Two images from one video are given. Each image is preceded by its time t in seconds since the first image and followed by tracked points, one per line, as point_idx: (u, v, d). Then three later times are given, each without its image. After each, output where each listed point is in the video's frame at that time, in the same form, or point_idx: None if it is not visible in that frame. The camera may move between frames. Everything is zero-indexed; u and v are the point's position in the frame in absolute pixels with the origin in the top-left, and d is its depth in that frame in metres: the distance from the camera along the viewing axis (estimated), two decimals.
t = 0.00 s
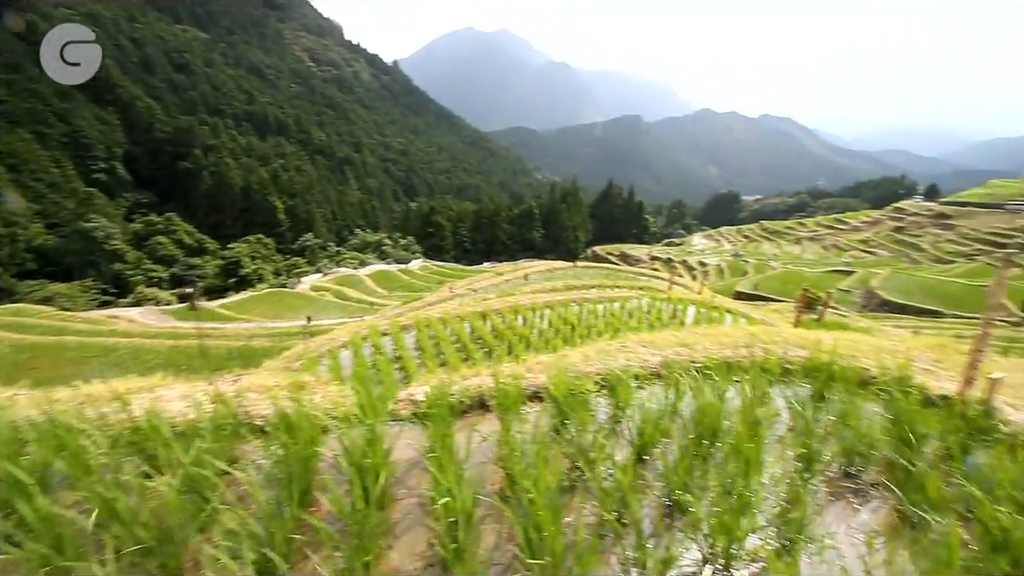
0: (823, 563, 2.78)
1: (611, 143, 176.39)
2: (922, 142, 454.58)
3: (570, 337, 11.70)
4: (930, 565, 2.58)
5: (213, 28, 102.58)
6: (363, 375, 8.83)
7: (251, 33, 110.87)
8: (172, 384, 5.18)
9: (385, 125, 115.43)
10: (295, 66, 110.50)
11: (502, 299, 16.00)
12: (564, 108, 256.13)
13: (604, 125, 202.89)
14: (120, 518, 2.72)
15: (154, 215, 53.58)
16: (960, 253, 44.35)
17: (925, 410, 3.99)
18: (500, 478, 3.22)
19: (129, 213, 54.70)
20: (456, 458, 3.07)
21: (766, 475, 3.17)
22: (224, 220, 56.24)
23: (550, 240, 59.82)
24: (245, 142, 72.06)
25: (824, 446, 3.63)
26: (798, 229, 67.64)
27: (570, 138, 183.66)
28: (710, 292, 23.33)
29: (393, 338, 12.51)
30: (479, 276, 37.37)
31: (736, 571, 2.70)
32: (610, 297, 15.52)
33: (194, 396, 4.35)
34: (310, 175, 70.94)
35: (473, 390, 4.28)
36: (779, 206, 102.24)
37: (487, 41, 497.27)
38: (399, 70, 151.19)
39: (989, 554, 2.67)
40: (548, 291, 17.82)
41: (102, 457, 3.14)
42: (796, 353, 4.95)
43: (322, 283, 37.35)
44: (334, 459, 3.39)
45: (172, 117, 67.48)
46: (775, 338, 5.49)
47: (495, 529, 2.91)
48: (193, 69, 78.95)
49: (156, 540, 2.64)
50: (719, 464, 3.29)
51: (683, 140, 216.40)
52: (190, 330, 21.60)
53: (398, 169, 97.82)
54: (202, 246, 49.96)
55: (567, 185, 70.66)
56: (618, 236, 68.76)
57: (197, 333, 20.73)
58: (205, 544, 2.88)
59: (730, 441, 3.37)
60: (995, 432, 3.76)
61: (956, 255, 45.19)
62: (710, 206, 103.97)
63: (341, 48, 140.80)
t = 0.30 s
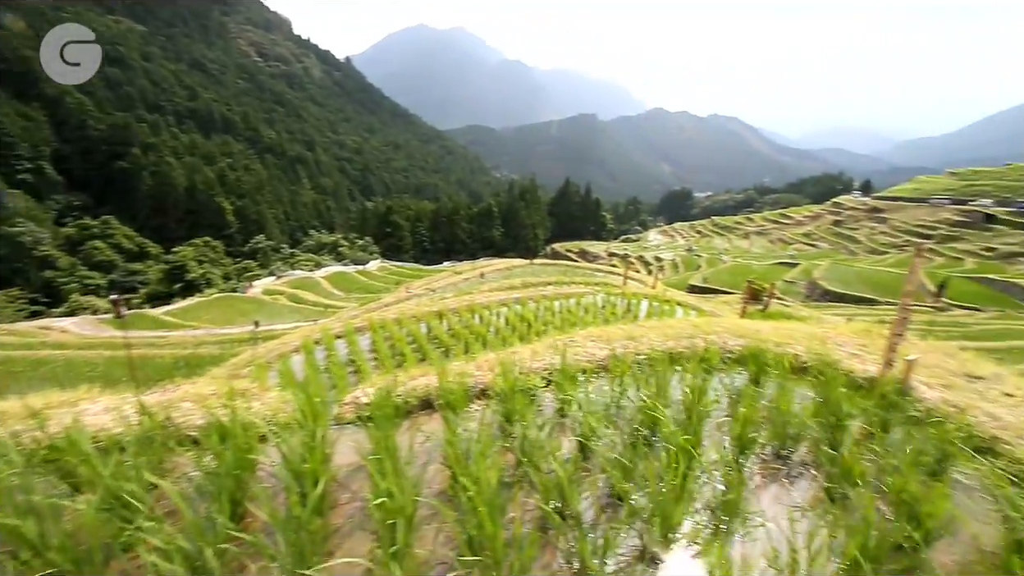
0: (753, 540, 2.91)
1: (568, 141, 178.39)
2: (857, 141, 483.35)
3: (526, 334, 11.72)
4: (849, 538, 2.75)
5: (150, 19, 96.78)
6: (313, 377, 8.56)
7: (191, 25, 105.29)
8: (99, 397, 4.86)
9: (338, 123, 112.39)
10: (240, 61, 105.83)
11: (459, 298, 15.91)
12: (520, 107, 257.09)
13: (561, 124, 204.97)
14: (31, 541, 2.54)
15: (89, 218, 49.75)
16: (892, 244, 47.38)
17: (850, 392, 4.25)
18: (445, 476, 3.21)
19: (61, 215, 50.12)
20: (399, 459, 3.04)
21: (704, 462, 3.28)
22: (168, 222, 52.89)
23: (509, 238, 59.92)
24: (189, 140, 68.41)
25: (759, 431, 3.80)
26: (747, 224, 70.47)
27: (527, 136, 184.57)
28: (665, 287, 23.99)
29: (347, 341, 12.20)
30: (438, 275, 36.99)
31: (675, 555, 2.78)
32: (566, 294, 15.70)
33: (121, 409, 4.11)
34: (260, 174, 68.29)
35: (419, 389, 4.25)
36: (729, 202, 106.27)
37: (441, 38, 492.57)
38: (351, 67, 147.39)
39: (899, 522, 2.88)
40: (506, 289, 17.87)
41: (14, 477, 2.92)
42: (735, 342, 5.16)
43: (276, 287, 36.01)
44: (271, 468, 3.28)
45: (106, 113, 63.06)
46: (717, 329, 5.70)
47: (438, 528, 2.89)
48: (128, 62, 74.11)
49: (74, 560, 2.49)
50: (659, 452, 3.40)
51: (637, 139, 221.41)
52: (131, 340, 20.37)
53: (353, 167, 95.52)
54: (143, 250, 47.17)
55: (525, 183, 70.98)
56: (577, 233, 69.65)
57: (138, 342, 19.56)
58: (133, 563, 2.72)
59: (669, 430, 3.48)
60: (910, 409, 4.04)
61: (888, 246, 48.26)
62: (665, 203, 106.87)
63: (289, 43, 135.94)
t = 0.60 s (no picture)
0: (692, 527, 3.01)
1: (528, 140, 179.22)
2: (801, 140, 507.70)
3: (485, 332, 11.68)
4: (778, 520, 2.89)
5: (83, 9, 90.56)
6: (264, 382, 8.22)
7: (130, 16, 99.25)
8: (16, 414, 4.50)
9: (292, 121, 108.82)
10: (184, 55, 100.63)
11: (417, 299, 15.75)
12: (480, 106, 256.42)
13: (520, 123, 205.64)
14: None
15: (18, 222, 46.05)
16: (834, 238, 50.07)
17: (786, 380, 4.45)
18: (390, 479, 3.16)
19: None
20: (342, 464, 2.97)
21: (646, 453, 3.36)
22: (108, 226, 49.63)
23: (471, 237, 59.65)
24: (129, 137, 64.53)
25: (700, 420, 3.93)
26: (702, 221, 72.83)
27: (488, 135, 184.32)
28: (624, 283, 24.54)
29: (301, 345, 11.84)
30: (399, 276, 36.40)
31: (618, 546, 2.83)
32: (525, 292, 15.73)
33: (42, 427, 3.83)
34: (209, 174, 65.30)
35: (366, 393, 4.17)
36: (684, 200, 109.56)
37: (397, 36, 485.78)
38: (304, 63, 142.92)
39: (825, 504, 3.03)
40: (466, 288, 17.75)
41: None
42: (681, 335, 5.32)
43: (228, 291, 34.54)
44: (207, 481, 3.13)
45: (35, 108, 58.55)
46: (665, 322, 5.84)
47: (380, 533, 2.84)
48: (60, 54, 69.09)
49: None
50: (604, 445, 3.47)
51: (595, 137, 224.84)
52: (69, 351, 19.07)
53: (308, 167, 92.77)
54: (82, 256, 44.20)
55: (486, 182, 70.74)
56: (538, 231, 70.04)
57: (77, 353, 18.31)
58: None
59: (613, 423, 3.55)
60: (839, 393, 4.27)
61: (832, 240, 50.99)
62: (623, 201, 109.10)
63: (237, 38, 130.41)
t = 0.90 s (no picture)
0: (638, 515, 3.08)
1: (487, 138, 178.85)
2: (749, 138, 528.65)
3: (443, 331, 11.56)
4: (716, 505, 3.01)
5: None
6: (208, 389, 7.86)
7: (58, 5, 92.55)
8: None
9: (241, 118, 104.49)
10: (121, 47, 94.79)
11: (374, 301, 15.42)
12: (437, 103, 253.91)
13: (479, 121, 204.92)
14: None
15: None
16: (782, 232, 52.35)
17: (727, 370, 4.63)
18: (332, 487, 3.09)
19: None
20: (280, 472, 2.90)
21: (594, 445, 3.42)
22: (39, 230, 46.23)
23: (431, 236, 59.00)
24: (60, 135, 60.26)
25: (646, 411, 4.01)
26: (658, 217, 74.60)
27: (446, 133, 182.79)
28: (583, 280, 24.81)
29: (251, 351, 11.36)
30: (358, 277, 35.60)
31: (565, 539, 2.85)
32: (484, 291, 15.68)
33: None
34: (151, 173, 61.84)
35: (309, 397, 4.05)
36: (641, 197, 112.01)
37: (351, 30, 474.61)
38: (253, 57, 137.34)
39: (761, 490, 3.17)
40: (424, 288, 17.55)
41: None
42: (630, 329, 5.43)
43: (176, 296, 32.88)
44: (135, 497, 2.98)
45: None
46: (615, 317, 5.95)
47: (322, 539, 2.78)
48: None
49: None
50: (550, 443, 3.50)
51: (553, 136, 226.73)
52: None
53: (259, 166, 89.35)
54: (10, 262, 40.90)
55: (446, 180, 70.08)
56: (499, 229, 70.02)
57: (6, 368, 16.98)
58: None
59: (560, 420, 3.58)
60: (774, 381, 4.48)
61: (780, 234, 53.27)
62: (582, 198, 110.48)
63: (179, 30, 123.89)
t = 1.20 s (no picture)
0: (586, 508, 3.13)
1: (448, 137, 177.63)
2: (704, 137, 545.28)
3: (403, 332, 11.39)
4: (660, 497, 3.10)
5: None
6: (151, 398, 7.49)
7: None
8: None
9: (189, 115, 99.94)
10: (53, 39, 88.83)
11: (331, 304, 15.08)
12: (397, 101, 250.33)
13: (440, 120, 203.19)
14: None
15: None
16: (736, 228, 54.31)
17: (675, 364, 4.76)
18: (270, 499, 3.00)
19: None
20: (217, 485, 2.79)
21: (543, 442, 3.44)
22: None
23: (393, 236, 58.08)
24: None
25: (596, 406, 4.08)
26: (618, 214, 76.03)
27: (406, 132, 180.37)
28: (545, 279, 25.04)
29: (199, 360, 10.91)
30: (316, 279, 34.67)
31: (514, 538, 2.84)
32: (444, 291, 15.53)
33: None
34: (90, 173, 58.27)
35: (250, 405, 3.92)
36: (601, 195, 113.81)
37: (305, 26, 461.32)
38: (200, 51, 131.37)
39: (703, 480, 3.28)
40: (382, 290, 17.26)
41: None
42: (581, 326, 5.52)
43: (121, 303, 31.17)
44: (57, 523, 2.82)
45: None
46: (567, 313, 6.02)
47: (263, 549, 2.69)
48: None
49: None
50: (499, 443, 3.51)
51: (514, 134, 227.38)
52: None
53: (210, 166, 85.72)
54: None
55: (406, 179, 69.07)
56: (462, 228, 69.68)
57: None
58: None
59: (509, 419, 3.60)
60: (719, 373, 4.64)
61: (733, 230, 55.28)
62: (544, 196, 111.30)
63: (119, 21, 117.10)
